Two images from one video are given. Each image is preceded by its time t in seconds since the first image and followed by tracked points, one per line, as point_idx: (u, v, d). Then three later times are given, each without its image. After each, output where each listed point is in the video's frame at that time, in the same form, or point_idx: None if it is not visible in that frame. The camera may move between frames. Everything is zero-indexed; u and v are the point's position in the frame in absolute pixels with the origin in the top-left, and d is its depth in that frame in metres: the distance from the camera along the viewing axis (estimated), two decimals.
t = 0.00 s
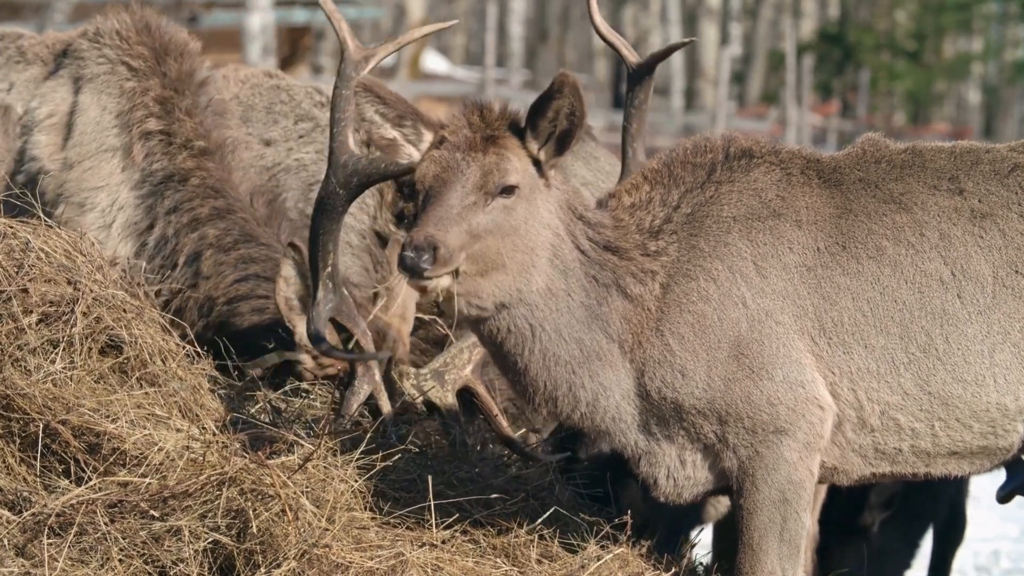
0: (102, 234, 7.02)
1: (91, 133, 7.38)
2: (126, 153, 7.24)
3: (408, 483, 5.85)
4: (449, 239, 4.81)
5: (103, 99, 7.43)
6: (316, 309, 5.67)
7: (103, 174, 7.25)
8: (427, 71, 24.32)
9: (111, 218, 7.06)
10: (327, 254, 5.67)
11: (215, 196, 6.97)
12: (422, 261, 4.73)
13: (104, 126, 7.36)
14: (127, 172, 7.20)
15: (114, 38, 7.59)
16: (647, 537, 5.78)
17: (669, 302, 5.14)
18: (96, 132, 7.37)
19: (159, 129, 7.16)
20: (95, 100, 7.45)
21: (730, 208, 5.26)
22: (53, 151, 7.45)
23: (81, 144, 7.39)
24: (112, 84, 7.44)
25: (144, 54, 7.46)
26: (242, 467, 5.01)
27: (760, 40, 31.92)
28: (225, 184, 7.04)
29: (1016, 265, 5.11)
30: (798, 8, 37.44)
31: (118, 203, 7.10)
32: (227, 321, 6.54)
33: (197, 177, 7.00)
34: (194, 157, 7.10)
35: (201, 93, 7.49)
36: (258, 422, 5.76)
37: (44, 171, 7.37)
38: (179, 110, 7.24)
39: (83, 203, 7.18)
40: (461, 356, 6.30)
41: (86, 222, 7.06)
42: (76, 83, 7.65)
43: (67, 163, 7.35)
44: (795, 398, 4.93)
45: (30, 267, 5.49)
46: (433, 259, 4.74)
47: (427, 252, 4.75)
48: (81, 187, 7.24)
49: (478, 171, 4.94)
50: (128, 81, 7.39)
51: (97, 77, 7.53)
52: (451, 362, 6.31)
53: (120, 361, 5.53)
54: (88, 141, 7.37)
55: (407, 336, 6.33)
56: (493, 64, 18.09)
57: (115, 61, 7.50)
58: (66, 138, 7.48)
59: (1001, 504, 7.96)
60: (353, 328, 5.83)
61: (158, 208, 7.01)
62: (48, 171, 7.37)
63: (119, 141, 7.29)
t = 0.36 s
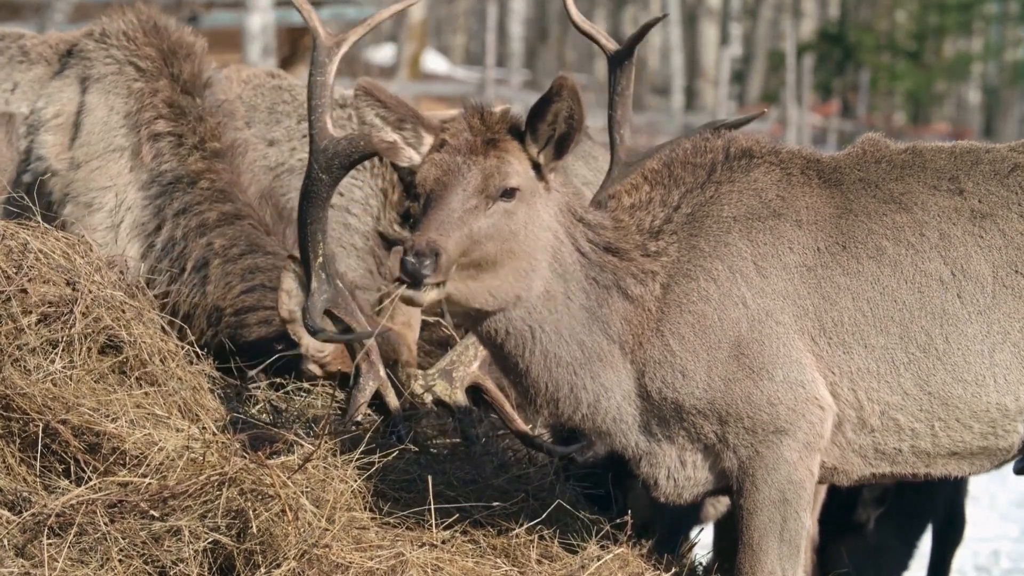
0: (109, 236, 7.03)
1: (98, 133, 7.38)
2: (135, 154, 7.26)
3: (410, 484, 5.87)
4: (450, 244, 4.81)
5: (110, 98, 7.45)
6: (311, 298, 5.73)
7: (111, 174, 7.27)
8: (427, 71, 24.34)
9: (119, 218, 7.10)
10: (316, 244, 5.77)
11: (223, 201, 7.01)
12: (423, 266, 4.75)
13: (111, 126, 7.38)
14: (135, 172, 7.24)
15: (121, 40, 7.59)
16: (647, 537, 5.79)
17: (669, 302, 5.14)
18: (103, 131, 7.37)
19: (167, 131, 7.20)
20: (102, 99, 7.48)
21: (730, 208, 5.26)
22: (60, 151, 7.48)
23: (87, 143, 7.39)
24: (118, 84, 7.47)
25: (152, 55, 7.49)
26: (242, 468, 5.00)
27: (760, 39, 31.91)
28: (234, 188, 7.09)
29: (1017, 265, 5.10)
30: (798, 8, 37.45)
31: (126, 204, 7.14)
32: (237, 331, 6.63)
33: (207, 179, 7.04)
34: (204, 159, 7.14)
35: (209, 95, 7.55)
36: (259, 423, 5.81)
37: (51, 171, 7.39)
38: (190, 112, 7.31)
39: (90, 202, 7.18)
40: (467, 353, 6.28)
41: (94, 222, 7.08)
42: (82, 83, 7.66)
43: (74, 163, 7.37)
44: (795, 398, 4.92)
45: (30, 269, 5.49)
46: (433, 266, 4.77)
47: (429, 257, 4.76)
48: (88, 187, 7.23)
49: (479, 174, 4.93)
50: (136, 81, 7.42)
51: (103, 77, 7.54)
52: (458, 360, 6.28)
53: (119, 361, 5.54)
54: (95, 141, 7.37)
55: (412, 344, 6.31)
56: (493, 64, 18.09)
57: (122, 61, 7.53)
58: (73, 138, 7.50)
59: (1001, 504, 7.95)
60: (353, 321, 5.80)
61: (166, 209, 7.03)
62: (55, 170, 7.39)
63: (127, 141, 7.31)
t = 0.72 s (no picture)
0: (111, 235, 7.05)
1: (101, 133, 7.40)
2: (137, 155, 7.28)
3: (410, 483, 5.87)
4: (447, 243, 4.79)
5: (113, 99, 7.47)
6: (292, 282, 5.82)
7: (114, 174, 7.28)
8: (428, 71, 24.34)
9: (121, 217, 7.11)
10: (297, 229, 5.89)
11: (224, 203, 7.00)
12: (419, 265, 4.72)
13: (113, 126, 7.39)
14: (137, 173, 7.25)
15: (123, 40, 7.66)
16: (647, 536, 5.80)
17: (669, 302, 5.14)
18: (106, 132, 7.40)
19: (170, 131, 7.20)
20: (105, 100, 7.50)
21: (730, 208, 5.26)
22: (62, 151, 7.49)
23: (90, 144, 7.41)
24: (122, 85, 7.49)
25: (155, 55, 7.52)
26: (242, 467, 5.00)
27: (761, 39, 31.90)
28: (235, 189, 7.09)
29: (1017, 265, 5.10)
30: (798, 8, 37.47)
31: (129, 204, 7.14)
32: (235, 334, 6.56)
33: (207, 180, 7.05)
34: (206, 159, 7.16)
35: (211, 94, 7.58)
36: (259, 423, 5.82)
37: (54, 171, 7.41)
38: (193, 113, 7.32)
39: (92, 203, 7.19)
40: (462, 358, 6.37)
41: (96, 221, 7.10)
42: (85, 84, 7.67)
43: (76, 163, 7.39)
44: (795, 397, 4.93)
45: (31, 269, 5.49)
46: (430, 264, 4.74)
47: (425, 255, 4.74)
48: (90, 188, 7.25)
49: (476, 175, 4.92)
50: (140, 82, 7.44)
51: (107, 78, 7.57)
52: (453, 365, 6.37)
53: (120, 361, 5.54)
54: (98, 141, 7.38)
55: (410, 351, 6.46)
56: (493, 64, 18.09)
57: (125, 62, 7.57)
58: (75, 138, 7.51)
59: (1001, 504, 7.95)
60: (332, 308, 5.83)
61: (167, 211, 7.04)
62: (58, 171, 7.40)
63: (130, 142, 7.32)
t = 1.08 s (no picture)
0: (110, 239, 7.04)
1: (101, 134, 7.40)
2: (139, 156, 7.27)
3: (409, 483, 5.88)
4: (446, 246, 4.79)
5: (113, 99, 7.47)
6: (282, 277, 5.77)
7: (114, 175, 7.28)
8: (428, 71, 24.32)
9: (121, 219, 7.11)
10: (287, 224, 5.84)
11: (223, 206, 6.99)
12: (417, 267, 4.73)
13: (112, 127, 7.40)
14: (138, 173, 7.24)
15: (123, 41, 7.66)
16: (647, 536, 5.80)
17: (669, 302, 5.15)
18: (106, 133, 7.39)
19: (170, 133, 7.20)
20: (105, 100, 7.49)
21: (730, 208, 5.26)
22: (63, 151, 7.50)
23: (90, 144, 7.41)
24: (122, 85, 7.49)
25: (156, 56, 7.54)
26: (242, 467, 5.01)
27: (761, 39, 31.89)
28: (235, 191, 7.08)
29: (1017, 265, 5.10)
30: (798, 8, 37.48)
31: (128, 204, 7.15)
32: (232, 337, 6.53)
33: (206, 183, 7.05)
34: (206, 161, 7.15)
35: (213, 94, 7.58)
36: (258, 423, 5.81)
37: (54, 171, 7.42)
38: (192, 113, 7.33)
39: (92, 203, 7.20)
40: (458, 358, 6.25)
41: (95, 223, 7.11)
42: (85, 84, 7.68)
43: (76, 163, 7.39)
44: (795, 397, 4.93)
45: (29, 269, 5.50)
46: (428, 267, 4.75)
47: (424, 259, 4.75)
48: (90, 189, 7.25)
49: (476, 176, 4.92)
50: (140, 83, 7.44)
51: (107, 78, 7.57)
52: (449, 365, 6.24)
53: (119, 361, 5.54)
54: (98, 142, 7.38)
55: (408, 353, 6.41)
56: (493, 64, 18.07)
57: (126, 62, 7.56)
58: (75, 138, 7.51)
59: (1001, 504, 7.95)
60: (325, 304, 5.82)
61: (167, 212, 7.06)
62: (58, 171, 7.41)
63: (130, 142, 7.32)
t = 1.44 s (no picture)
0: (103, 240, 7.03)
1: (95, 134, 7.43)
2: (130, 155, 7.28)
3: (408, 483, 5.89)
4: (446, 248, 4.81)
5: (106, 99, 7.50)
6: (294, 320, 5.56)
7: (106, 176, 7.28)
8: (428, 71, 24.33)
9: (113, 218, 7.10)
10: (291, 265, 5.76)
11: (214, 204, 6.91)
12: (418, 270, 4.75)
13: (107, 128, 7.41)
14: (130, 173, 7.24)
15: (119, 40, 7.67)
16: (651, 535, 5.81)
17: (669, 302, 5.14)
18: (99, 133, 7.42)
19: (162, 131, 7.19)
20: (99, 100, 7.53)
21: (730, 208, 5.25)
22: (57, 151, 7.55)
23: (83, 145, 7.44)
24: (115, 86, 7.52)
25: (150, 56, 7.55)
26: (242, 467, 5.01)
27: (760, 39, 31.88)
28: (228, 188, 6.99)
29: (1017, 265, 5.10)
30: (798, 8, 37.48)
31: (121, 204, 7.13)
32: (225, 338, 6.45)
33: (198, 180, 6.99)
34: (198, 159, 7.10)
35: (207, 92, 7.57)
36: (257, 424, 5.83)
37: (48, 171, 7.47)
38: (189, 113, 7.33)
39: (86, 204, 7.21)
40: (453, 339, 5.99)
41: (88, 224, 7.10)
42: (81, 84, 7.72)
43: (70, 164, 7.43)
44: (795, 398, 4.92)
45: (27, 272, 5.50)
46: (429, 270, 4.77)
47: (425, 261, 4.76)
48: (85, 188, 7.26)
49: (476, 177, 4.92)
50: (133, 82, 7.47)
51: (101, 78, 7.61)
52: (445, 348, 5.99)
53: (118, 363, 5.54)
54: (91, 142, 7.41)
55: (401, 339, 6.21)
56: (493, 64, 18.06)
57: (119, 62, 7.59)
58: (70, 138, 7.56)
59: (1001, 504, 7.95)
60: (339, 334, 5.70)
61: (158, 210, 7.01)
62: (52, 170, 7.46)
63: (122, 142, 7.34)
